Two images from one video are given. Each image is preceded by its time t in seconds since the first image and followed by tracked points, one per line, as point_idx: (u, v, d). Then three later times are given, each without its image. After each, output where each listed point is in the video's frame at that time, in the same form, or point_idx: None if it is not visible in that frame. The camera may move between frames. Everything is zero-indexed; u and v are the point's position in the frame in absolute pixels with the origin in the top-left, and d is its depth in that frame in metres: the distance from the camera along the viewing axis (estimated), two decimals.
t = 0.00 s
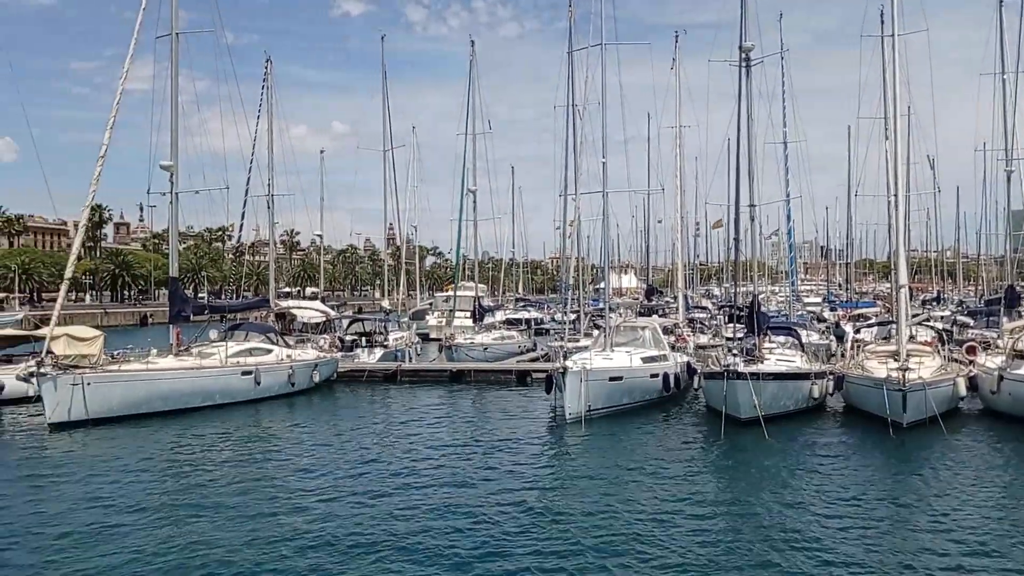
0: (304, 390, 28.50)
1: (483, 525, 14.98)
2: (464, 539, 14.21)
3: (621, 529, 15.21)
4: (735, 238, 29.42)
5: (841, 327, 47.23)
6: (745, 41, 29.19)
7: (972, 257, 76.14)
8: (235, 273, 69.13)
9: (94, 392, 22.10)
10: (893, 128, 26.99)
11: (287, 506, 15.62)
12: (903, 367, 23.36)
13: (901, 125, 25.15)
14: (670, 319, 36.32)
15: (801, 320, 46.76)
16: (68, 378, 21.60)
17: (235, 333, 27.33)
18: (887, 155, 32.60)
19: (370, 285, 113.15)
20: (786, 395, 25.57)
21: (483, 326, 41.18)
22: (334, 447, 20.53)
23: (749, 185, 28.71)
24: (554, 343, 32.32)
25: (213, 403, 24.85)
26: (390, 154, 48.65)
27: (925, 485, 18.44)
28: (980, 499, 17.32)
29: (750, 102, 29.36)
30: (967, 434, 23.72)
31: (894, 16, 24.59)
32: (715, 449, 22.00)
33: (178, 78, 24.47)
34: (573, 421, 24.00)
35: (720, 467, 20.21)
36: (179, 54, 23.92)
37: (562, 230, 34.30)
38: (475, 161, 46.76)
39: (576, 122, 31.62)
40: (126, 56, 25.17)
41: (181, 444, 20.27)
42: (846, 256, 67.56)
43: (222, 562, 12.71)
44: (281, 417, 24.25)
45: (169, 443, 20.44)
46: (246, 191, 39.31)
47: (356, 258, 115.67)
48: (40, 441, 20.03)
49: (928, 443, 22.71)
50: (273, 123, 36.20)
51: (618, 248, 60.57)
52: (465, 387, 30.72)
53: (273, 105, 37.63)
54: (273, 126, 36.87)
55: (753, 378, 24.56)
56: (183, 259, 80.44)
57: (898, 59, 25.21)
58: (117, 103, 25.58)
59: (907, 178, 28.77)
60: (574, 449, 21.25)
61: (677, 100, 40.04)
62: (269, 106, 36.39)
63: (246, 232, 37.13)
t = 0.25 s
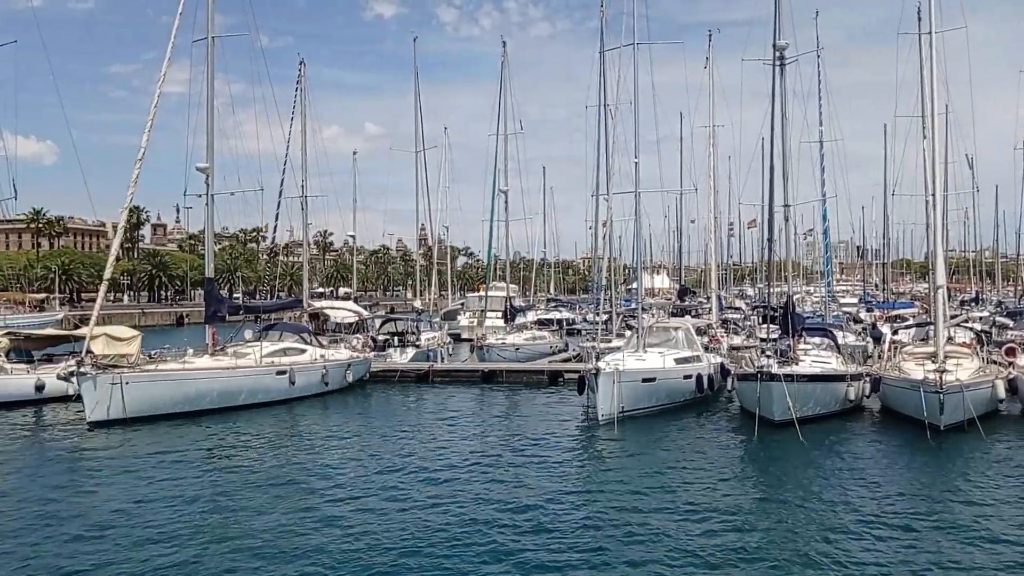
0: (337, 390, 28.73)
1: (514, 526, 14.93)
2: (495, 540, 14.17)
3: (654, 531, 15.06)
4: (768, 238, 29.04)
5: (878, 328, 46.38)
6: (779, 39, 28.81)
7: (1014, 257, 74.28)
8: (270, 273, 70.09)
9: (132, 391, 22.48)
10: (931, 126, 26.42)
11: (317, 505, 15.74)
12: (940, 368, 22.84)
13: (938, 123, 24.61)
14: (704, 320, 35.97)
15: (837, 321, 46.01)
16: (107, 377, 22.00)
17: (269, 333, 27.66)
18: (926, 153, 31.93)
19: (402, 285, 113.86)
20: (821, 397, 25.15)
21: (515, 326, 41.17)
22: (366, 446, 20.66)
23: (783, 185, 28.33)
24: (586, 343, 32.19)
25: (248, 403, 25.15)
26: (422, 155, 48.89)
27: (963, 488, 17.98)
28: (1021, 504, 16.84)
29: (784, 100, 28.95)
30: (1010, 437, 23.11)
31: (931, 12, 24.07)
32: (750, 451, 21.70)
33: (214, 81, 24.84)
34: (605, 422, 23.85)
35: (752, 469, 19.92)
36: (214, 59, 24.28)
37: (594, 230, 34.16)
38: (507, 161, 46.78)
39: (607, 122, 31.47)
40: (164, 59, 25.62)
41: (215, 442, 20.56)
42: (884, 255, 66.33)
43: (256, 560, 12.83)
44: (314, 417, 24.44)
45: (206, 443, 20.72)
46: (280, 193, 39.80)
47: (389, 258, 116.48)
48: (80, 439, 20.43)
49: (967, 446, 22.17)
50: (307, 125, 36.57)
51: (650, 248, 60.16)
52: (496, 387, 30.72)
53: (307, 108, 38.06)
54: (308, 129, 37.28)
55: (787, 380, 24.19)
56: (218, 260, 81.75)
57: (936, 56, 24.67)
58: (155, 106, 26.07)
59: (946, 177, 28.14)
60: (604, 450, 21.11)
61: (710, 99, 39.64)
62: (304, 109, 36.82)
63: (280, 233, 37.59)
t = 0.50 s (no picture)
0: (358, 389, 28.84)
1: (533, 526, 14.92)
2: (514, 540, 14.17)
3: (674, 532, 14.98)
4: (790, 239, 28.80)
5: (902, 329, 45.83)
6: (800, 38, 28.56)
7: None
8: (291, 273, 70.61)
9: (156, 391, 22.71)
10: (954, 126, 26.07)
11: (335, 504, 15.81)
12: (963, 369, 22.51)
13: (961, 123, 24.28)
14: (725, 320, 35.73)
15: (859, 321, 45.54)
16: (130, 378, 22.24)
17: (290, 333, 27.82)
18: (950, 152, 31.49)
19: (422, 285, 114.17)
20: (843, 397, 24.88)
21: (535, 327, 41.13)
22: (385, 446, 20.74)
23: (803, 185, 28.09)
24: (606, 344, 32.09)
25: (270, 403, 25.32)
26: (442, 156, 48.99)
27: (986, 491, 17.70)
28: None
29: (805, 99, 28.70)
30: None
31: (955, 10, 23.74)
32: (771, 452, 21.53)
33: (236, 83, 25.04)
34: (625, 422, 23.74)
35: (772, 470, 19.75)
36: (235, 62, 24.49)
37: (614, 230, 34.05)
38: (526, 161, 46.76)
39: (627, 122, 31.36)
40: (187, 62, 25.87)
41: (236, 442, 20.72)
42: (908, 255, 65.52)
43: (277, 558, 12.91)
44: (334, 417, 24.58)
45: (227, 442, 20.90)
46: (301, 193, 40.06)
47: (409, 259, 116.85)
48: (105, 438, 20.68)
49: (990, 448, 21.82)
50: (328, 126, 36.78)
51: (670, 248, 59.88)
52: (516, 388, 30.72)
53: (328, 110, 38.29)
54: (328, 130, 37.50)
55: (808, 380, 23.96)
56: (240, 260, 82.46)
57: (959, 55, 24.35)
58: (178, 108, 26.33)
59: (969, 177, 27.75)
60: (623, 451, 21.03)
61: (731, 99, 39.36)
62: (325, 111, 37.05)
63: (302, 234, 37.83)
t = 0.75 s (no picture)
0: (375, 390, 28.93)
1: (550, 527, 14.87)
2: (531, 540, 14.13)
3: (692, 534, 14.87)
4: (808, 239, 28.55)
5: (922, 330, 45.36)
6: (819, 37, 28.30)
7: None
8: (308, 274, 70.94)
9: (174, 391, 22.85)
10: (975, 125, 25.74)
11: (352, 503, 15.88)
12: (983, 369, 22.24)
13: (982, 123, 23.98)
14: (743, 321, 35.51)
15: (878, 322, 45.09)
16: (149, 378, 22.40)
17: (308, 334, 27.95)
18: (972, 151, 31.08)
19: (438, 285, 114.35)
20: (861, 399, 24.64)
21: (551, 327, 41.07)
22: (401, 446, 20.78)
23: (822, 184, 27.86)
24: (624, 344, 31.99)
25: (288, 403, 25.44)
26: (459, 156, 48.98)
27: (1007, 493, 17.46)
28: None
29: (824, 99, 28.43)
30: None
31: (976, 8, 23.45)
32: (790, 453, 21.35)
33: (253, 84, 25.17)
34: (643, 423, 23.67)
35: (790, 471, 19.60)
36: (253, 64, 24.61)
37: (630, 231, 33.92)
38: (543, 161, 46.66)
39: (644, 122, 31.22)
40: (205, 64, 26.05)
41: (254, 442, 20.84)
42: (928, 256, 64.81)
43: (295, 557, 12.95)
44: (351, 417, 24.65)
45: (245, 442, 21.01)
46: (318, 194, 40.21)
47: (425, 259, 117.11)
48: (124, 438, 20.86)
49: (1011, 450, 21.53)
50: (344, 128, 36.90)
51: (687, 248, 59.58)
52: (532, 388, 30.69)
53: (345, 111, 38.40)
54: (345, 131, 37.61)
55: (826, 381, 23.75)
56: (257, 261, 82.96)
57: (980, 54, 24.04)
58: (196, 109, 26.50)
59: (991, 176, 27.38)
60: (639, 451, 20.94)
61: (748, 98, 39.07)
62: (342, 111, 37.14)
63: (319, 235, 37.97)
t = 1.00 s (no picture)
0: (389, 390, 28.99)
1: (563, 528, 14.79)
2: (544, 542, 14.05)
3: (706, 535, 14.75)
4: (822, 239, 28.37)
5: (939, 330, 44.96)
6: (833, 36, 28.11)
7: None
8: (321, 274, 71.23)
9: (189, 392, 22.97)
10: (991, 125, 25.48)
11: (364, 503, 15.91)
12: (999, 370, 22.01)
13: (998, 122, 23.73)
14: (757, 321, 35.32)
15: (894, 322, 44.74)
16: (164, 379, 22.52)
17: (322, 334, 28.04)
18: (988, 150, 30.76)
19: (452, 285, 114.54)
20: (876, 400, 24.44)
21: (564, 327, 41.02)
22: (414, 446, 20.81)
23: (836, 184, 27.68)
24: (637, 345, 31.90)
25: (301, 403, 25.53)
26: (472, 156, 49.01)
27: None
28: None
29: (839, 98, 28.23)
30: None
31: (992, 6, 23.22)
32: (805, 454, 21.17)
33: (268, 85, 25.26)
34: (656, 424, 23.59)
35: (803, 472, 19.48)
36: (267, 66, 24.72)
37: (643, 231, 33.82)
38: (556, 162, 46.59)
39: (657, 122, 31.12)
40: (220, 65, 26.18)
41: (268, 441, 20.93)
42: (945, 256, 64.26)
43: (307, 557, 12.95)
44: (364, 417, 24.69)
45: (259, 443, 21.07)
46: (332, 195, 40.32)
47: (438, 259, 117.33)
48: (139, 438, 20.98)
49: None
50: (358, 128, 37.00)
51: (701, 248, 59.35)
52: (545, 389, 30.66)
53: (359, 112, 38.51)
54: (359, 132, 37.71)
55: (840, 382, 23.58)
56: (272, 261, 83.42)
57: (996, 52, 23.80)
58: (211, 111, 26.63)
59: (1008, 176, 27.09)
60: (652, 452, 20.87)
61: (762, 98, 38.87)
62: (355, 112, 37.26)
63: (333, 235, 38.12)
